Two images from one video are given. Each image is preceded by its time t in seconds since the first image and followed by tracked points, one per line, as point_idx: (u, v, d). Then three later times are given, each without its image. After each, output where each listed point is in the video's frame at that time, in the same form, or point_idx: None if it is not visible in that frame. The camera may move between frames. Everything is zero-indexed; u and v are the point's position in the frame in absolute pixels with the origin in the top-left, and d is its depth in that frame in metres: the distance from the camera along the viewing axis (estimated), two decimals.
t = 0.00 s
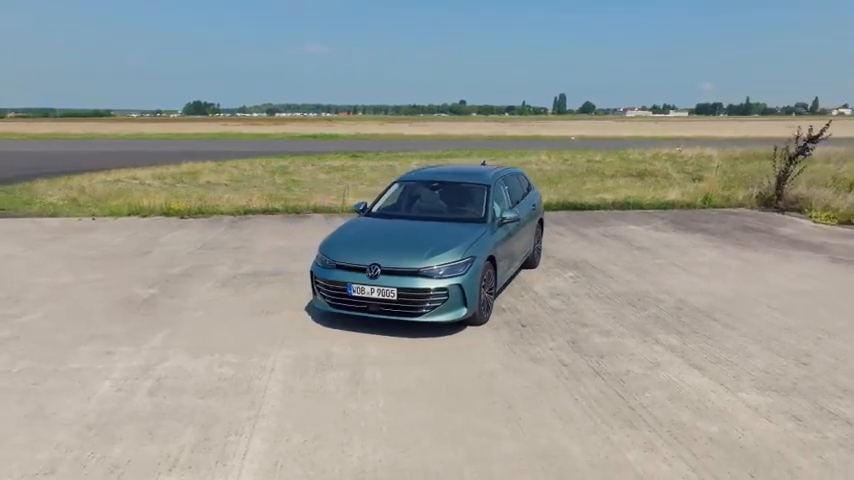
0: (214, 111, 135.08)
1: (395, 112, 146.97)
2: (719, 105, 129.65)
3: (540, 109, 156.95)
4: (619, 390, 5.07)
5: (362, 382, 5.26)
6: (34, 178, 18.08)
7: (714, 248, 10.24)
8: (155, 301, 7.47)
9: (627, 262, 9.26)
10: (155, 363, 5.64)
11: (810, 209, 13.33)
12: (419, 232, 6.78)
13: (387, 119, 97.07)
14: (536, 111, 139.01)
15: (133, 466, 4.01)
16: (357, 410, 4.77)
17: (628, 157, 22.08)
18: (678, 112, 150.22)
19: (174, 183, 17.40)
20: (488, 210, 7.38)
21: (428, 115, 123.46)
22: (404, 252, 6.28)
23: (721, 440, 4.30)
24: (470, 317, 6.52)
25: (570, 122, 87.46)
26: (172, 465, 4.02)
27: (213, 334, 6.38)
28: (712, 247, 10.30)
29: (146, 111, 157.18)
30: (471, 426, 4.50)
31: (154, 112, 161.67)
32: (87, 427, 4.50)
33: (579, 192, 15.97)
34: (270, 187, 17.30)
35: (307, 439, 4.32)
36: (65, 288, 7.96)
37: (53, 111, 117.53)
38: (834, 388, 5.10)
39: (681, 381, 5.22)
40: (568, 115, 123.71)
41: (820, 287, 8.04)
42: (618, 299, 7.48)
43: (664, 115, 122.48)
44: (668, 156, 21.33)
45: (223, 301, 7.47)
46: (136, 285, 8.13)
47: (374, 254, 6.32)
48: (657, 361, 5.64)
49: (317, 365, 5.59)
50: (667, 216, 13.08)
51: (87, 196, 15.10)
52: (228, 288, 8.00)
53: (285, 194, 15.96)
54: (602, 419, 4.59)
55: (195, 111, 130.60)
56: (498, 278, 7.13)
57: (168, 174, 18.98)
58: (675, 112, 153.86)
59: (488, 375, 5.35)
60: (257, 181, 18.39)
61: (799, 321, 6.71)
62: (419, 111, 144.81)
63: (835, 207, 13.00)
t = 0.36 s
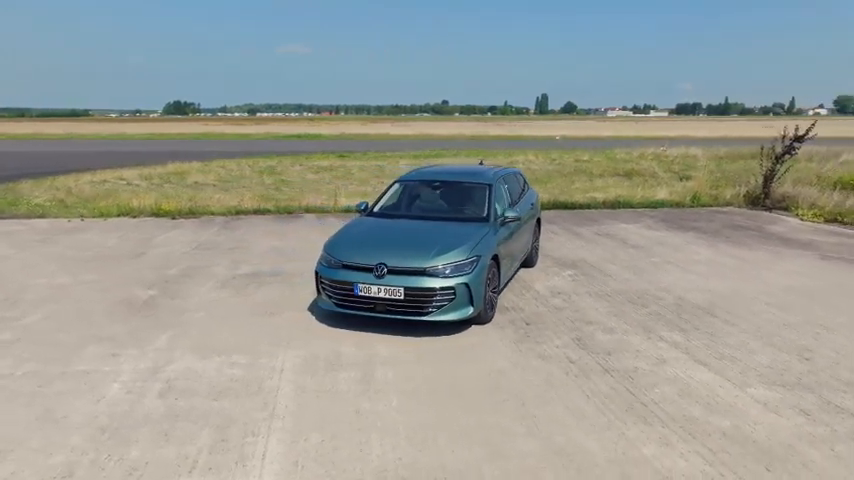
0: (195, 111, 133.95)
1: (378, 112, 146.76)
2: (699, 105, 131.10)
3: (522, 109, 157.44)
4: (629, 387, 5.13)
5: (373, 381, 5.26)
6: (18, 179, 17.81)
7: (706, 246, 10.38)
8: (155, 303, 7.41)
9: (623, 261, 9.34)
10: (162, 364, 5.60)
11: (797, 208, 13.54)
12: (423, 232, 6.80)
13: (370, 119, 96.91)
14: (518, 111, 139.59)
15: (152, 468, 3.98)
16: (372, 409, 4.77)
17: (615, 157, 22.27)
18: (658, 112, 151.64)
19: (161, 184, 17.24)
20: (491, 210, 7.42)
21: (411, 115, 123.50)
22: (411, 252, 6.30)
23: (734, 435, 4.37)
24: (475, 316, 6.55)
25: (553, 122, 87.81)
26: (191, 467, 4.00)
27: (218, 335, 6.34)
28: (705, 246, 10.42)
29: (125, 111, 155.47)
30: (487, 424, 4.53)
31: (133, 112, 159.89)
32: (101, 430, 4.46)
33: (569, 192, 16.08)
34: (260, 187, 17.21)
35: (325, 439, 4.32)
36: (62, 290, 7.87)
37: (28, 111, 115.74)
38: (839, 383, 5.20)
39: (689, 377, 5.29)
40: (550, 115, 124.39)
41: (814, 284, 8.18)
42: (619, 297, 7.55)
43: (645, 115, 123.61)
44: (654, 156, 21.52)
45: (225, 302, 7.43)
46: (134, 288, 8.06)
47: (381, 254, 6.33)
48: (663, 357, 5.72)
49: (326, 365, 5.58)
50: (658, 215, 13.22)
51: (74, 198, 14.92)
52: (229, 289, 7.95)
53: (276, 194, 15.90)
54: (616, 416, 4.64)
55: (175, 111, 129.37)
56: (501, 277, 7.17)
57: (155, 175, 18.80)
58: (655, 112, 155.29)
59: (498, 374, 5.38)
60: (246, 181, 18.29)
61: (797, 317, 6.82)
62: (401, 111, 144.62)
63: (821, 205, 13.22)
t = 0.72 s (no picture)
0: (174, 111, 132.64)
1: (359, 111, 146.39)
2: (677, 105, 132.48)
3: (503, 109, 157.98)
4: (637, 384, 5.18)
5: (382, 381, 5.26)
6: None
7: (698, 245, 10.50)
8: (153, 305, 7.32)
9: (617, 260, 9.42)
10: (167, 367, 5.54)
11: (782, 206, 13.75)
12: (426, 231, 6.81)
13: (352, 118, 96.53)
14: (500, 111, 140.02)
15: (168, 471, 3.95)
16: (384, 409, 4.76)
17: (600, 156, 22.45)
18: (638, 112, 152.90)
19: (148, 185, 17.06)
20: (491, 210, 7.45)
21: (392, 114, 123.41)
22: (415, 252, 6.31)
23: (744, 430, 4.43)
24: (478, 316, 6.57)
25: (534, 122, 88.21)
26: (208, 470, 3.96)
27: (220, 337, 6.29)
28: (696, 244, 10.55)
29: (101, 111, 153.44)
30: (500, 422, 4.55)
31: (110, 112, 157.85)
32: (112, 434, 4.40)
33: (558, 191, 16.18)
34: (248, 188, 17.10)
35: (341, 439, 4.31)
36: (56, 293, 7.76)
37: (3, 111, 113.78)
38: (840, 378, 5.30)
39: (694, 374, 5.36)
40: (531, 115, 124.94)
41: (806, 281, 8.32)
42: (617, 296, 7.62)
43: (625, 115, 124.65)
44: (639, 155, 21.71)
45: (224, 304, 7.37)
46: (130, 290, 7.96)
47: (385, 254, 6.33)
48: (667, 355, 5.79)
49: (334, 367, 5.57)
50: (647, 214, 13.34)
51: (59, 199, 14.71)
52: (226, 290, 7.89)
53: (265, 195, 15.80)
54: (627, 413, 4.68)
55: (153, 111, 127.98)
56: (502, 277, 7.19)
57: (140, 176, 18.59)
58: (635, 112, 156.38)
59: (506, 373, 5.41)
60: (233, 182, 18.16)
61: (793, 314, 6.93)
62: (382, 111, 144.38)
63: (806, 203, 13.42)
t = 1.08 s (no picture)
0: (153, 111, 131.22)
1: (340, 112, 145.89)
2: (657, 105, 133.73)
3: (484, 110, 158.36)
4: (644, 382, 5.23)
5: (391, 382, 5.25)
6: None
7: (690, 243, 10.62)
8: (151, 307, 7.24)
9: (612, 259, 9.50)
10: (172, 369, 5.49)
11: (768, 205, 13.95)
12: (428, 231, 6.81)
13: (334, 119, 96.17)
14: (481, 111, 140.29)
15: (185, 475, 3.91)
16: (396, 409, 4.76)
17: (586, 156, 22.63)
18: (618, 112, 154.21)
19: (134, 186, 16.87)
20: (492, 210, 7.48)
21: (373, 115, 123.11)
22: (419, 252, 6.31)
23: (755, 426, 4.49)
24: (482, 316, 6.58)
25: (515, 122, 88.47)
26: (225, 473, 3.94)
27: (223, 339, 6.24)
28: (688, 243, 10.66)
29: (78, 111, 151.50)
30: (513, 421, 4.57)
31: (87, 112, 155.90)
32: (123, 438, 4.35)
33: (547, 191, 16.26)
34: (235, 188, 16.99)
35: (356, 441, 4.29)
36: (51, 295, 7.65)
37: None
38: (842, 374, 5.39)
39: (700, 372, 5.42)
40: (513, 115, 125.38)
41: (799, 279, 8.45)
42: (616, 294, 7.68)
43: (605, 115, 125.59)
44: (624, 155, 21.90)
45: (223, 305, 7.32)
46: (126, 292, 7.87)
47: (389, 254, 6.32)
48: (671, 353, 5.85)
49: (341, 367, 5.55)
50: (636, 213, 13.46)
51: (44, 200, 14.50)
52: (225, 292, 7.83)
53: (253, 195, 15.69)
54: (638, 410, 4.72)
55: (131, 111, 126.52)
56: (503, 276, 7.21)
57: (125, 176, 18.38)
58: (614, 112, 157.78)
59: (514, 373, 5.43)
60: (220, 182, 18.02)
61: (790, 311, 7.04)
62: (364, 111, 143.97)
63: (792, 203, 13.63)
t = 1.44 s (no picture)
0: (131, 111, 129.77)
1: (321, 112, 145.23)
2: (636, 105, 134.85)
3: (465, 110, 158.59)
4: (652, 379, 5.28)
5: (401, 382, 5.25)
6: None
7: (682, 242, 10.74)
8: (150, 310, 7.17)
9: (607, 258, 9.57)
10: (178, 372, 5.44)
11: (755, 204, 14.14)
12: (431, 231, 6.81)
13: (315, 119, 95.70)
14: (463, 111, 140.46)
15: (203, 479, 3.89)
16: (409, 410, 4.76)
17: (572, 156, 22.75)
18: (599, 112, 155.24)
19: (119, 187, 16.69)
20: (492, 209, 7.50)
21: (355, 115, 122.78)
22: (424, 252, 6.31)
23: (764, 421, 4.56)
24: (485, 316, 6.60)
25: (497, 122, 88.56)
26: (244, 476, 3.92)
27: (227, 341, 6.20)
28: (680, 241, 10.78)
29: (54, 110, 149.23)
30: (527, 421, 4.60)
31: (63, 112, 153.57)
32: (136, 443, 4.30)
33: (536, 191, 16.34)
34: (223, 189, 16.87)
35: (373, 442, 4.29)
36: (46, 299, 7.55)
37: None
38: (844, 369, 5.49)
39: (705, 369, 5.49)
40: (494, 115, 125.66)
41: (792, 276, 8.58)
42: (615, 293, 7.75)
43: (586, 115, 126.34)
44: (611, 155, 22.07)
45: (223, 307, 7.27)
46: (123, 295, 7.78)
47: (393, 254, 6.32)
48: (675, 351, 5.91)
49: (349, 368, 5.54)
50: (626, 212, 13.57)
51: (29, 201, 14.29)
52: (223, 294, 7.78)
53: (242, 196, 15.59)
54: (648, 408, 4.77)
55: (109, 111, 124.92)
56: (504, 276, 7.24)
57: (110, 177, 18.18)
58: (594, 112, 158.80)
59: (523, 372, 5.46)
60: (207, 183, 17.88)
61: (787, 308, 7.14)
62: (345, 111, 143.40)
63: (778, 201, 13.84)
